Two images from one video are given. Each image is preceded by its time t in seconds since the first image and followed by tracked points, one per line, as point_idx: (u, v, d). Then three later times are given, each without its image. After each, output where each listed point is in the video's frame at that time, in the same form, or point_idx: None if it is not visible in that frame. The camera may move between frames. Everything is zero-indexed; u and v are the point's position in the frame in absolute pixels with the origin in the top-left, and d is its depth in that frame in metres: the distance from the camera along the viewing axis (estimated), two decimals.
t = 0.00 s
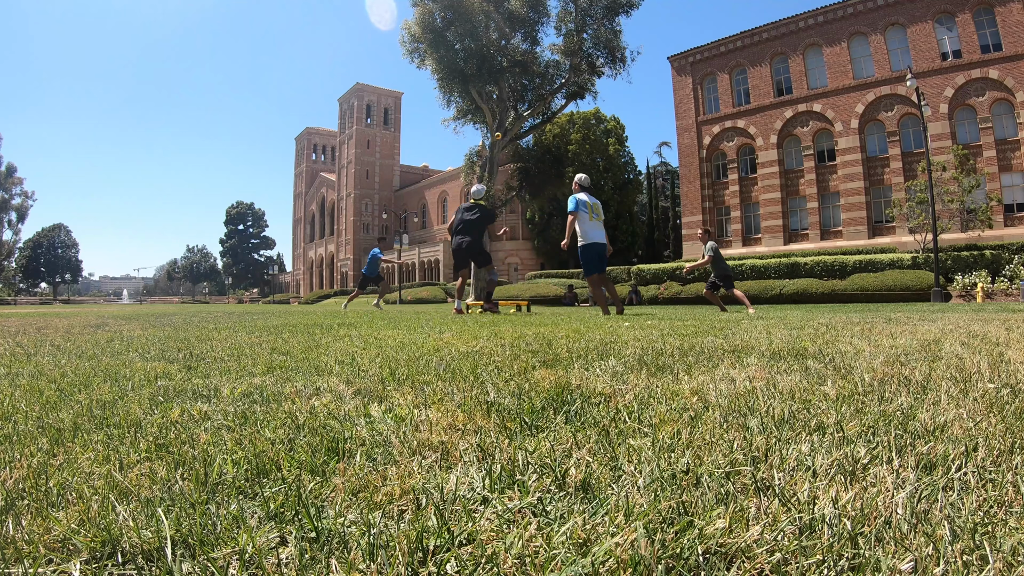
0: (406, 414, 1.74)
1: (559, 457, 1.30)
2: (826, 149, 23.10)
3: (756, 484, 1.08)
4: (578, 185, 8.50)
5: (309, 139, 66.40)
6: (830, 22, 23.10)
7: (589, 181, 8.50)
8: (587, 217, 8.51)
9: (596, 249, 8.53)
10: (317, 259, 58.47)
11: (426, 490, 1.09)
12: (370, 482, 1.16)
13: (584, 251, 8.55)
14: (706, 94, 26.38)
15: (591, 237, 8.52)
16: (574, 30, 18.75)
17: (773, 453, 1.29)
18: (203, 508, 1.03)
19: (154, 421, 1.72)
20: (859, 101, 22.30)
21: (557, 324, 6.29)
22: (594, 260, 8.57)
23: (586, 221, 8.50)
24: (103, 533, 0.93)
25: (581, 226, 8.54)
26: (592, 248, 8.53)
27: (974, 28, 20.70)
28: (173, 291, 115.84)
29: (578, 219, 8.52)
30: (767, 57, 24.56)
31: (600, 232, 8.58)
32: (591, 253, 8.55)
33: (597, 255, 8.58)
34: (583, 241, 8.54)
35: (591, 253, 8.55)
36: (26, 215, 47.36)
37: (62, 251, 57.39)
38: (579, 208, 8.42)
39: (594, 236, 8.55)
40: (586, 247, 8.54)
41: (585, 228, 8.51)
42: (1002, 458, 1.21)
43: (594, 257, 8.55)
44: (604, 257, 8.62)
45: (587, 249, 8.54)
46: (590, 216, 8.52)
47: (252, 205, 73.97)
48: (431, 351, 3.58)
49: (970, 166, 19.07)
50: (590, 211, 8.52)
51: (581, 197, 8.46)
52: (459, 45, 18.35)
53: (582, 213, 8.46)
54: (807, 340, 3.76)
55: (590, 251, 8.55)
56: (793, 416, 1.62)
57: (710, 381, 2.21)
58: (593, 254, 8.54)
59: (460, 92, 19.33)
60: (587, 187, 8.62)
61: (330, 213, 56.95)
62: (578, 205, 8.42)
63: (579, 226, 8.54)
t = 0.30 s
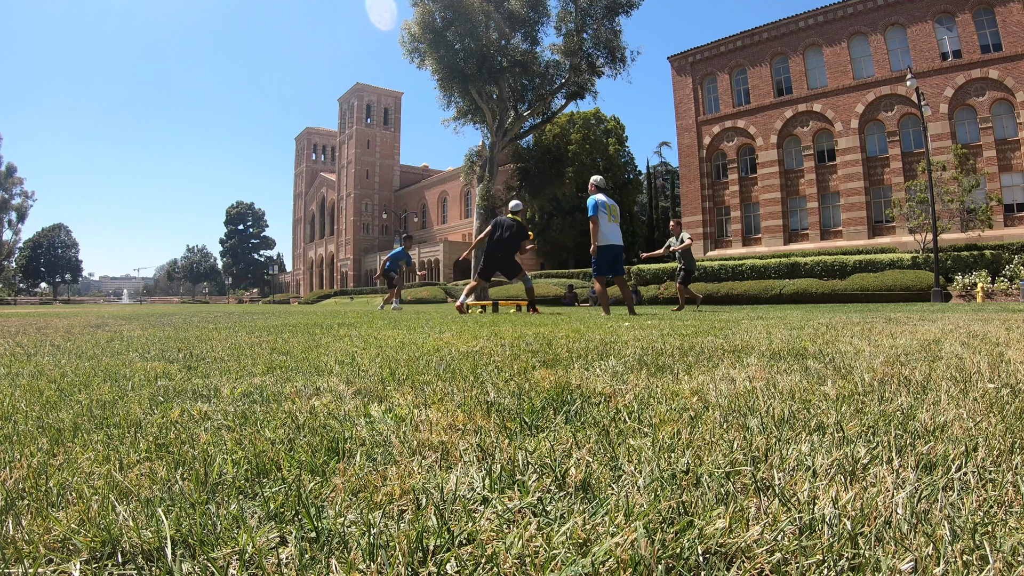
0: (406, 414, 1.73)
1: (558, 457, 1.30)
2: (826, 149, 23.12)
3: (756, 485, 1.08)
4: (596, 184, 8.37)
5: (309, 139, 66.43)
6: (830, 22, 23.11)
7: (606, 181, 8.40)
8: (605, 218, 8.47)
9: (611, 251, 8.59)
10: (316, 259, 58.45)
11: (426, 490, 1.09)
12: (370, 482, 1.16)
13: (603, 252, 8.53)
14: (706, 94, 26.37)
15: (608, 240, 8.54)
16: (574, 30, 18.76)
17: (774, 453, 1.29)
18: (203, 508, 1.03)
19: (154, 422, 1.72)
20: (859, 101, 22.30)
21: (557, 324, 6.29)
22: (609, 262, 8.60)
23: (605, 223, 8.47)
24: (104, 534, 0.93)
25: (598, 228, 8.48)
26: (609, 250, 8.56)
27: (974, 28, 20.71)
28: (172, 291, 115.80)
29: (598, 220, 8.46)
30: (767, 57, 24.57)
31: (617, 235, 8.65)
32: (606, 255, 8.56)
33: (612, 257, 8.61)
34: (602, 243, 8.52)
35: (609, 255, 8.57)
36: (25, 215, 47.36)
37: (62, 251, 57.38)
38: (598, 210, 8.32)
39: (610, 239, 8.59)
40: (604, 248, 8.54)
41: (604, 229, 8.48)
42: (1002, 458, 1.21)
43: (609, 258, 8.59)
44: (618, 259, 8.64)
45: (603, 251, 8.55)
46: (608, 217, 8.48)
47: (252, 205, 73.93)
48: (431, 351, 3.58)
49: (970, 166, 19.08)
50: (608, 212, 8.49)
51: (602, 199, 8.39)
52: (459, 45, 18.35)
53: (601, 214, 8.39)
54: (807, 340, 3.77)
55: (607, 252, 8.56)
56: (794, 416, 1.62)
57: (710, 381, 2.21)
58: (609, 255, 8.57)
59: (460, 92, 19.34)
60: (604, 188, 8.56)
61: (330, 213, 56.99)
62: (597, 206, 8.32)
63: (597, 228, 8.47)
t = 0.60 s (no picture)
0: (406, 414, 1.74)
1: (559, 457, 1.30)
2: (826, 149, 23.12)
3: (756, 485, 1.08)
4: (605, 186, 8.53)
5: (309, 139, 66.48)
6: (830, 22, 23.11)
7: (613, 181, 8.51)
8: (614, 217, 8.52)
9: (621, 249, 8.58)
10: (317, 259, 58.48)
11: (426, 491, 1.09)
12: (370, 482, 1.16)
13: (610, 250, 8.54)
14: (706, 94, 26.36)
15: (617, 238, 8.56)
16: (574, 30, 18.76)
17: (774, 453, 1.29)
18: (203, 508, 1.03)
19: (154, 422, 1.72)
20: (859, 101, 22.31)
21: (557, 324, 6.29)
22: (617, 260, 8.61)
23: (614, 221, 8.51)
24: (103, 533, 0.93)
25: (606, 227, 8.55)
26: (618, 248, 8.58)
27: (974, 28, 20.71)
28: (173, 291, 115.87)
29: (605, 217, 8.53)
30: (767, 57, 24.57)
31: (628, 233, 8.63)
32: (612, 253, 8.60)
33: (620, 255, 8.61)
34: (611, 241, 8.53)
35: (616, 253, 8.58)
36: (26, 215, 47.35)
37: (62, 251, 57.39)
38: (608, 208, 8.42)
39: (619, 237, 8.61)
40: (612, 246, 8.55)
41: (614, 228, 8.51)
42: (1002, 457, 1.21)
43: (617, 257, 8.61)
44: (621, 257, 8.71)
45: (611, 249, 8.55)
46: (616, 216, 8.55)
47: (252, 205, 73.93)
48: (431, 351, 3.58)
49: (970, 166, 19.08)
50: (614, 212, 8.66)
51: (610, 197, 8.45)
52: (459, 45, 18.35)
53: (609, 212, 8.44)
54: (808, 340, 3.76)
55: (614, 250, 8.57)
56: (794, 416, 1.62)
57: (710, 381, 2.21)
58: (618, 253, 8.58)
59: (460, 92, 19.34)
60: (612, 190, 8.73)
61: (330, 213, 56.97)
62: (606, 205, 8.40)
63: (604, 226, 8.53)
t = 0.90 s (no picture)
0: (406, 414, 1.74)
1: (559, 457, 1.30)
2: (826, 149, 23.13)
3: (756, 484, 1.08)
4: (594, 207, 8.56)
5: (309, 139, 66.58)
6: (830, 22, 23.11)
7: (604, 202, 8.59)
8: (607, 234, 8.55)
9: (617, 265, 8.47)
10: (317, 259, 58.50)
11: (426, 490, 1.09)
12: (370, 482, 1.16)
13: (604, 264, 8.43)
14: (706, 94, 26.37)
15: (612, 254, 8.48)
16: (574, 30, 18.76)
17: (774, 453, 1.29)
18: (203, 508, 1.03)
19: (154, 421, 1.72)
20: (860, 101, 22.31)
21: (557, 324, 6.29)
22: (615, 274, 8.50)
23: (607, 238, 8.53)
24: (104, 533, 0.93)
25: (597, 244, 8.56)
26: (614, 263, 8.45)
27: (974, 28, 20.71)
28: (173, 291, 115.90)
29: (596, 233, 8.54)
30: (767, 57, 24.58)
31: (626, 246, 8.51)
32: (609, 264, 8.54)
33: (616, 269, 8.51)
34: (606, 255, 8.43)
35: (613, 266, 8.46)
36: (26, 215, 47.34)
37: (61, 251, 57.32)
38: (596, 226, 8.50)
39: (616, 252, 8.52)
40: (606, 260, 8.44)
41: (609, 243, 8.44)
42: (1001, 457, 1.21)
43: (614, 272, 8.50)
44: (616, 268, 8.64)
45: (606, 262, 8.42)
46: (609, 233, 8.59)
47: (252, 205, 73.91)
48: (431, 351, 3.58)
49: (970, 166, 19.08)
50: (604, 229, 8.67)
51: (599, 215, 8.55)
52: (459, 45, 18.35)
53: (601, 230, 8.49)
54: (808, 340, 3.76)
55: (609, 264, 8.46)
56: (794, 416, 1.62)
57: (710, 381, 2.21)
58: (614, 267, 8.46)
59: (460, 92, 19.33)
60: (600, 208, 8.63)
61: (330, 213, 57.01)
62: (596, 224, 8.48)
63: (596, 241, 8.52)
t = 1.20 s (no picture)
0: (406, 414, 1.74)
1: (559, 456, 1.30)
2: (826, 149, 23.12)
3: (756, 484, 1.08)
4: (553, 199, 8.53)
5: (309, 140, 66.65)
6: (830, 22, 23.11)
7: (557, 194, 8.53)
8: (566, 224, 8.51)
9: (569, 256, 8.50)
10: (317, 259, 58.50)
11: (426, 491, 1.09)
12: (370, 482, 1.16)
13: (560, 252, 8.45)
14: (706, 94, 26.37)
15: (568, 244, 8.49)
16: (574, 30, 18.78)
17: (773, 452, 1.29)
18: (203, 508, 1.03)
19: (154, 422, 1.72)
20: (860, 101, 22.31)
21: (557, 324, 6.29)
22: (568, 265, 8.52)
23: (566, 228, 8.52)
24: (103, 534, 0.93)
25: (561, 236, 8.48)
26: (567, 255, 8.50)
27: (973, 28, 20.71)
28: (173, 291, 115.96)
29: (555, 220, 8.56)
30: (767, 57, 24.58)
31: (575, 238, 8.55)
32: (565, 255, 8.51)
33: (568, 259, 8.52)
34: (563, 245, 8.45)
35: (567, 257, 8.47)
36: (26, 215, 47.35)
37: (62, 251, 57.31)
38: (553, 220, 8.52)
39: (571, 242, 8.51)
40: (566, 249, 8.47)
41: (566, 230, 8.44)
42: (1001, 457, 1.21)
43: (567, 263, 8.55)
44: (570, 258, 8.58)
45: (559, 253, 8.43)
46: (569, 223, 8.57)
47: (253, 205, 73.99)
48: (431, 351, 3.58)
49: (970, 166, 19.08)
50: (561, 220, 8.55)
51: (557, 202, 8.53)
52: (459, 45, 18.35)
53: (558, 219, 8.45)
54: (807, 340, 3.77)
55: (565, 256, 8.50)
56: (794, 416, 1.62)
57: (710, 381, 2.21)
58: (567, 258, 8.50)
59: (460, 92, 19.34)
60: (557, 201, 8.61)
61: (330, 213, 57.09)
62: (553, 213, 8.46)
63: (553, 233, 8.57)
